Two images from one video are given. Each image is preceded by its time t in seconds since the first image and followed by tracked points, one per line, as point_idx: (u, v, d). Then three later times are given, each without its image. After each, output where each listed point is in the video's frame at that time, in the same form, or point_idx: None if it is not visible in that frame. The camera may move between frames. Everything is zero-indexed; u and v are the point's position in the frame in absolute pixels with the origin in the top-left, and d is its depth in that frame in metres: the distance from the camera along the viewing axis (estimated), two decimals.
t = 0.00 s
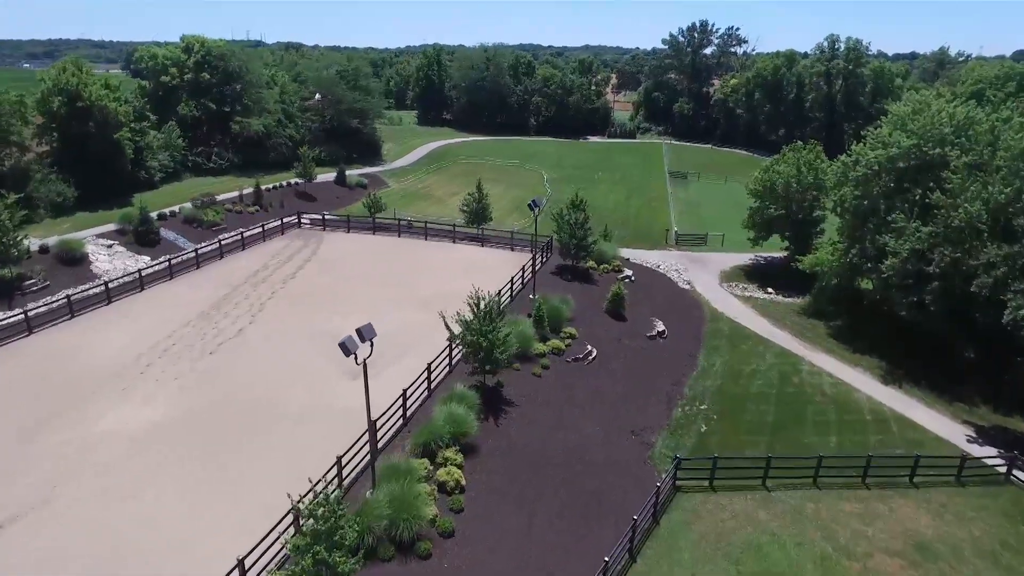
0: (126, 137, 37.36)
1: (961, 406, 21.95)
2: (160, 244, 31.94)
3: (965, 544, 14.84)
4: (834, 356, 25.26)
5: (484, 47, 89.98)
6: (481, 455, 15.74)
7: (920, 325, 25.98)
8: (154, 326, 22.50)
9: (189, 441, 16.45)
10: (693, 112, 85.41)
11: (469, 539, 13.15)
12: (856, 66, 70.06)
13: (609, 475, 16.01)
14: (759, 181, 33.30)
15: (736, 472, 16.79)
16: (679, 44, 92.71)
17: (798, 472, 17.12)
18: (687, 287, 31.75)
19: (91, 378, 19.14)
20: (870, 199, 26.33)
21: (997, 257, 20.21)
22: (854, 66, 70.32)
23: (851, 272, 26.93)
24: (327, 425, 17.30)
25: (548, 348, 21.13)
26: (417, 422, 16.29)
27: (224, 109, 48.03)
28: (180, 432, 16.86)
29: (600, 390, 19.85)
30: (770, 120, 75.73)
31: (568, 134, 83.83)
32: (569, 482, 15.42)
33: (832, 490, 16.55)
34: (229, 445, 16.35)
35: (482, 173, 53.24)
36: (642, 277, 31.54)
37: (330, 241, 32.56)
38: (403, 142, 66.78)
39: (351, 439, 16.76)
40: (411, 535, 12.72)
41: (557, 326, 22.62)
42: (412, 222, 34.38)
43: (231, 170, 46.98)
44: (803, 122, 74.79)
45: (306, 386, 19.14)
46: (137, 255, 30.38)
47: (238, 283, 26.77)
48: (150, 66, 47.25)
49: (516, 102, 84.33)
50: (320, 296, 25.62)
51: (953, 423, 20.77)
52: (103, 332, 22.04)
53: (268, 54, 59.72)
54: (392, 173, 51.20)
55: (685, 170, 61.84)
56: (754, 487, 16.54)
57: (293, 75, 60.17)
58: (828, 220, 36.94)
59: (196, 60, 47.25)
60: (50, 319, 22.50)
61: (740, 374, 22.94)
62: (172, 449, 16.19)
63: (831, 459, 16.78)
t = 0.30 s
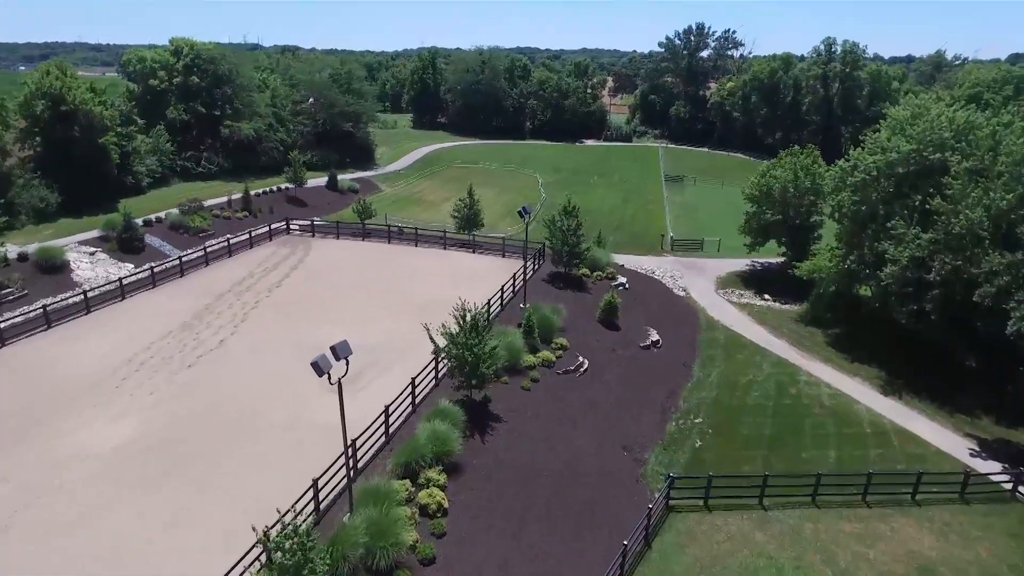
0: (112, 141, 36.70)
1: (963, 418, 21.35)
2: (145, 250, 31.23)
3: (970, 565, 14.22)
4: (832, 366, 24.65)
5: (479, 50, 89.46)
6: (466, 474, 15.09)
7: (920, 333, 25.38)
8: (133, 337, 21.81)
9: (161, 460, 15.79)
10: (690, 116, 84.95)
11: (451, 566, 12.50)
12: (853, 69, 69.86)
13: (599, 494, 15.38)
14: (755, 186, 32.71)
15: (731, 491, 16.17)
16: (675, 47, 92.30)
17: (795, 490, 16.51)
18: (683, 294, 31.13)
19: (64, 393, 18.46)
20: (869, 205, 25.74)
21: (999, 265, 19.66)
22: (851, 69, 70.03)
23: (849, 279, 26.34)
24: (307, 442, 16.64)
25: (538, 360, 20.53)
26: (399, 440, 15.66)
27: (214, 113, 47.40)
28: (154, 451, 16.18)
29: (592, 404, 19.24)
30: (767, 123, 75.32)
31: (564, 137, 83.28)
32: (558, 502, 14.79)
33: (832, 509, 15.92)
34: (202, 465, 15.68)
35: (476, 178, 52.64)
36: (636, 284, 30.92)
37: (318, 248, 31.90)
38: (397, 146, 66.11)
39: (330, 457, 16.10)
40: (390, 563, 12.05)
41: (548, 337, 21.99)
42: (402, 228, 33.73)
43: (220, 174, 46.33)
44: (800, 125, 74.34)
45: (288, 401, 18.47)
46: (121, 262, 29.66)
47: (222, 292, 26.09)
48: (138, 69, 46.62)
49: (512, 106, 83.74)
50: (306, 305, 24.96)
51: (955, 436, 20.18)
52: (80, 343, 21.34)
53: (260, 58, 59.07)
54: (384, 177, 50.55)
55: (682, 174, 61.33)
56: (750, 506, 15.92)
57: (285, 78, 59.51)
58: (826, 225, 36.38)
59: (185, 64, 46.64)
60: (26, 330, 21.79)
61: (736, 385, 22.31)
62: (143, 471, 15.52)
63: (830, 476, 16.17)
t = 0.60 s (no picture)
0: (96, 145, 36.02)
1: (965, 430, 20.77)
2: (129, 257, 30.52)
3: None
4: (831, 375, 24.05)
5: (474, 53, 88.96)
6: (450, 495, 14.44)
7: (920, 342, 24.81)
8: (110, 349, 21.12)
9: (131, 481, 15.10)
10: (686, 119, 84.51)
11: None
12: (849, 72, 69.63)
13: (589, 514, 14.74)
14: (752, 191, 32.16)
15: (727, 510, 15.55)
16: (671, 50, 91.88)
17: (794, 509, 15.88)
18: (679, 301, 30.53)
19: (35, 408, 17.77)
20: (867, 210, 25.17)
21: (1003, 273, 19.11)
22: (848, 72, 69.76)
23: (848, 286, 25.74)
24: (286, 460, 15.98)
25: (528, 371, 19.91)
26: (381, 459, 15.04)
27: (203, 117, 46.76)
28: (125, 470, 15.50)
29: (583, 418, 18.61)
30: (763, 126, 74.93)
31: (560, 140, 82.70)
32: (546, 523, 14.14)
33: (831, 529, 15.30)
34: (174, 487, 14.98)
35: (470, 182, 52.03)
36: (631, 291, 30.31)
37: (307, 254, 31.24)
38: (390, 149, 65.45)
39: (310, 476, 15.45)
40: None
41: (539, 348, 21.35)
42: (393, 233, 33.07)
43: (210, 178, 45.68)
44: (797, 128, 73.94)
45: (268, 416, 17.81)
46: (103, 269, 28.92)
47: (206, 301, 25.41)
48: (125, 73, 46.00)
49: (507, 109, 83.15)
50: (292, 314, 24.31)
51: (957, 449, 19.57)
52: (54, 355, 20.65)
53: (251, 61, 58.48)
54: (376, 182, 49.91)
55: (678, 177, 60.82)
56: (747, 526, 15.29)
57: (277, 82, 58.89)
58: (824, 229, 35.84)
59: (173, 67, 46.05)
60: None
61: (733, 397, 21.70)
62: (112, 491, 14.84)
63: (830, 494, 15.56)
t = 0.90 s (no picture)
0: (82, 149, 35.42)
1: (969, 443, 20.15)
2: (113, 264, 29.84)
3: None
4: (831, 386, 23.44)
5: (470, 56, 88.58)
6: (433, 518, 13.78)
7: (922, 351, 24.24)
8: (87, 361, 20.43)
9: (99, 504, 14.40)
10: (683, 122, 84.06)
11: None
12: (847, 75, 69.23)
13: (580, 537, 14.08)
14: (749, 196, 31.63)
15: (724, 532, 14.92)
16: (668, 53, 91.55)
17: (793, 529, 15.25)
18: (675, 309, 29.96)
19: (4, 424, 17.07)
20: (867, 216, 24.60)
21: (1008, 283, 18.54)
22: (845, 75, 69.40)
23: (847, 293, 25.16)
24: (264, 481, 15.30)
25: (518, 385, 19.28)
26: (362, 481, 14.41)
27: (193, 121, 46.22)
28: (94, 492, 14.79)
29: (574, 433, 17.97)
30: (761, 129, 74.54)
31: (557, 144, 82.20)
32: (534, 546, 13.48)
33: (833, 551, 14.66)
34: (144, 511, 14.28)
35: (465, 186, 51.49)
36: (627, 298, 29.72)
37: (296, 261, 30.61)
38: (385, 153, 64.87)
39: (287, 498, 14.76)
40: None
41: (530, 360, 20.74)
42: (384, 240, 32.44)
43: (200, 183, 45.08)
44: (794, 131, 73.57)
45: (247, 433, 17.13)
46: (86, 277, 28.24)
47: (189, 310, 24.74)
48: (114, 76, 45.47)
49: (503, 113, 82.62)
50: (278, 324, 23.66)
51: (961, 464, 18.96)
52: (28, 367, 19.94)
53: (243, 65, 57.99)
54: (370, 186, 49.31)
55: (675, 182, 60.35)
56: (745, 548, 14.66)
57: (270, 86, 58.36)
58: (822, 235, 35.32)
59: (162, 70, 45.59)
60: None
61: (730, 409, 21.07)
62: (79, 514, 14.13)
63: (831, 514, 14.95)
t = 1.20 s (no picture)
0: (68, 152, 34.88)
1: (974, 455, 19.56)
2: (99, 269, 29.24)
3: None
4: (832, 395, 22.84)
5: (467, 57, 88.01)
6: (417, 540, 13.19)
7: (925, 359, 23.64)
8: (65, 372, 19.83)
9: (68, 525, 13.81)
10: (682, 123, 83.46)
11: None
12: (846, 74, 68.08)
13: (571, 558, 13.49)
14: (748, 200, 31.04)
15: (721, 552, 14.34)
16: (667, 53, 90.95)
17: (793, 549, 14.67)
18: (672, 314, 29.37)
19: None
20: (868, 220, 24.02)
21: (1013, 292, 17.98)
22: (845, 75, 68.52)
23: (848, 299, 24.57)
24: (242, 500, 14.69)
25: (509, 397, 18.69)
26: (344, 502, 13.86)
27: (183, 122, 45.63)
28: (64, 512, 14.19)
29: (566, 446, 17.39)
30: (760, 130, 73.92)
31: (554, 145, 81.58)
32: (522, 569, 12.90)
33: (835, 573, 14.06)
34: (115, 532, 13.71)
35: (460, 188, 50.87)
36: (623, 304, 29.13)
37: (285, 266, 30.01)
38: (380, 155, 64.24)
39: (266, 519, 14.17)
40: None
41: (521, 371, 20.15)
42: (376, 244, 31.87)
43: (191, 185, 44.48)
44: (793, 132, 72.95)
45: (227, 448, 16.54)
46: (69, 283, 27.63)
47: (174, 318, 24.14)
48: (103, 77, 44.89)
49: (500, 113, 81.93)
50: (265, 331, 23.07)
51: (966, 478, 18.38)
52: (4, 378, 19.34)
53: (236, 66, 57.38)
54: (364, 188, 48.67)
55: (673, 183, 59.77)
56: (742, 570, 14.08)
57: (263, 87, 57.74)
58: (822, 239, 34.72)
59: (152, 71, 45.00)
60: None
61: (727, 420, 20.47)
62: (47, 536, 13.54)
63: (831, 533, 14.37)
